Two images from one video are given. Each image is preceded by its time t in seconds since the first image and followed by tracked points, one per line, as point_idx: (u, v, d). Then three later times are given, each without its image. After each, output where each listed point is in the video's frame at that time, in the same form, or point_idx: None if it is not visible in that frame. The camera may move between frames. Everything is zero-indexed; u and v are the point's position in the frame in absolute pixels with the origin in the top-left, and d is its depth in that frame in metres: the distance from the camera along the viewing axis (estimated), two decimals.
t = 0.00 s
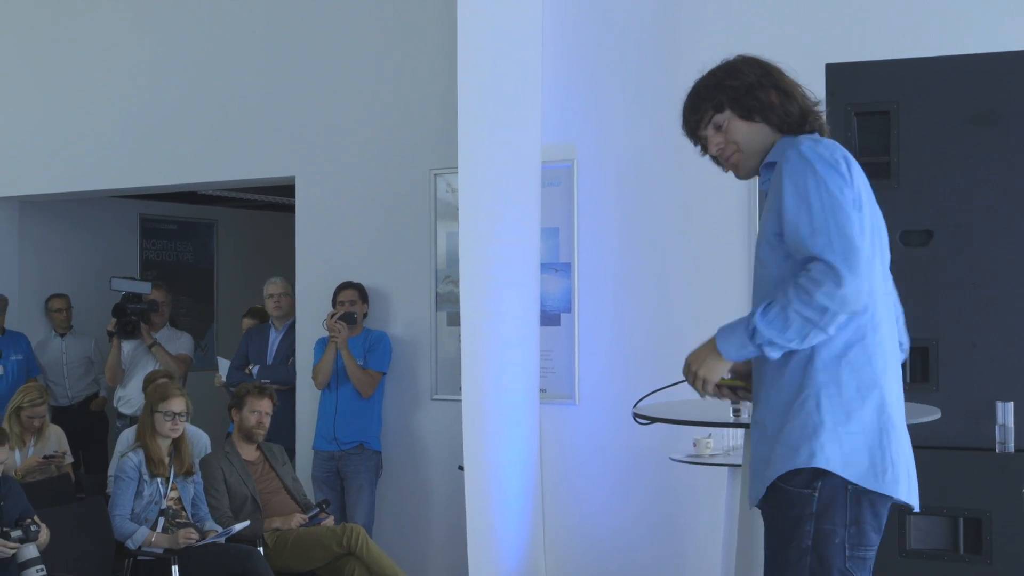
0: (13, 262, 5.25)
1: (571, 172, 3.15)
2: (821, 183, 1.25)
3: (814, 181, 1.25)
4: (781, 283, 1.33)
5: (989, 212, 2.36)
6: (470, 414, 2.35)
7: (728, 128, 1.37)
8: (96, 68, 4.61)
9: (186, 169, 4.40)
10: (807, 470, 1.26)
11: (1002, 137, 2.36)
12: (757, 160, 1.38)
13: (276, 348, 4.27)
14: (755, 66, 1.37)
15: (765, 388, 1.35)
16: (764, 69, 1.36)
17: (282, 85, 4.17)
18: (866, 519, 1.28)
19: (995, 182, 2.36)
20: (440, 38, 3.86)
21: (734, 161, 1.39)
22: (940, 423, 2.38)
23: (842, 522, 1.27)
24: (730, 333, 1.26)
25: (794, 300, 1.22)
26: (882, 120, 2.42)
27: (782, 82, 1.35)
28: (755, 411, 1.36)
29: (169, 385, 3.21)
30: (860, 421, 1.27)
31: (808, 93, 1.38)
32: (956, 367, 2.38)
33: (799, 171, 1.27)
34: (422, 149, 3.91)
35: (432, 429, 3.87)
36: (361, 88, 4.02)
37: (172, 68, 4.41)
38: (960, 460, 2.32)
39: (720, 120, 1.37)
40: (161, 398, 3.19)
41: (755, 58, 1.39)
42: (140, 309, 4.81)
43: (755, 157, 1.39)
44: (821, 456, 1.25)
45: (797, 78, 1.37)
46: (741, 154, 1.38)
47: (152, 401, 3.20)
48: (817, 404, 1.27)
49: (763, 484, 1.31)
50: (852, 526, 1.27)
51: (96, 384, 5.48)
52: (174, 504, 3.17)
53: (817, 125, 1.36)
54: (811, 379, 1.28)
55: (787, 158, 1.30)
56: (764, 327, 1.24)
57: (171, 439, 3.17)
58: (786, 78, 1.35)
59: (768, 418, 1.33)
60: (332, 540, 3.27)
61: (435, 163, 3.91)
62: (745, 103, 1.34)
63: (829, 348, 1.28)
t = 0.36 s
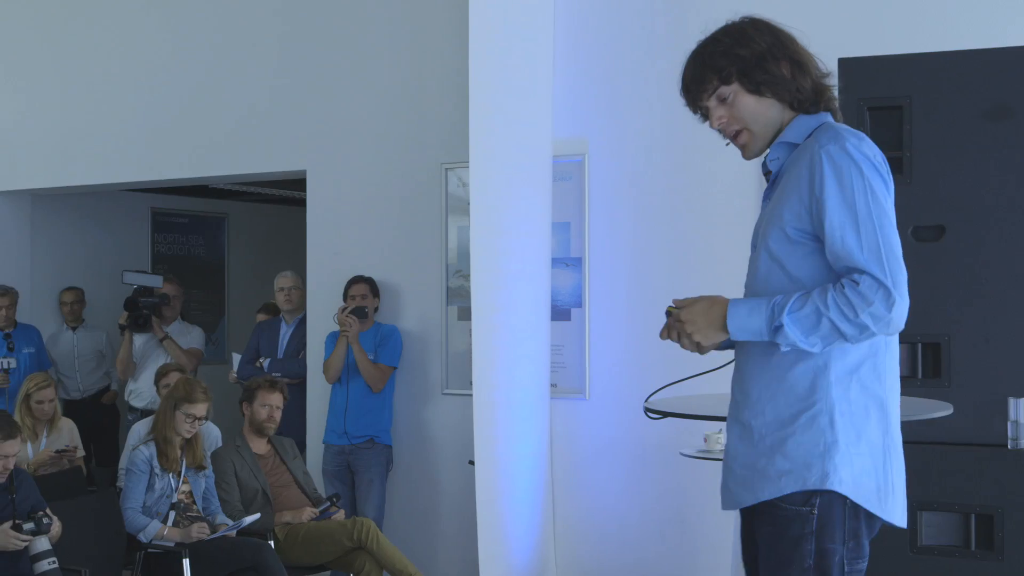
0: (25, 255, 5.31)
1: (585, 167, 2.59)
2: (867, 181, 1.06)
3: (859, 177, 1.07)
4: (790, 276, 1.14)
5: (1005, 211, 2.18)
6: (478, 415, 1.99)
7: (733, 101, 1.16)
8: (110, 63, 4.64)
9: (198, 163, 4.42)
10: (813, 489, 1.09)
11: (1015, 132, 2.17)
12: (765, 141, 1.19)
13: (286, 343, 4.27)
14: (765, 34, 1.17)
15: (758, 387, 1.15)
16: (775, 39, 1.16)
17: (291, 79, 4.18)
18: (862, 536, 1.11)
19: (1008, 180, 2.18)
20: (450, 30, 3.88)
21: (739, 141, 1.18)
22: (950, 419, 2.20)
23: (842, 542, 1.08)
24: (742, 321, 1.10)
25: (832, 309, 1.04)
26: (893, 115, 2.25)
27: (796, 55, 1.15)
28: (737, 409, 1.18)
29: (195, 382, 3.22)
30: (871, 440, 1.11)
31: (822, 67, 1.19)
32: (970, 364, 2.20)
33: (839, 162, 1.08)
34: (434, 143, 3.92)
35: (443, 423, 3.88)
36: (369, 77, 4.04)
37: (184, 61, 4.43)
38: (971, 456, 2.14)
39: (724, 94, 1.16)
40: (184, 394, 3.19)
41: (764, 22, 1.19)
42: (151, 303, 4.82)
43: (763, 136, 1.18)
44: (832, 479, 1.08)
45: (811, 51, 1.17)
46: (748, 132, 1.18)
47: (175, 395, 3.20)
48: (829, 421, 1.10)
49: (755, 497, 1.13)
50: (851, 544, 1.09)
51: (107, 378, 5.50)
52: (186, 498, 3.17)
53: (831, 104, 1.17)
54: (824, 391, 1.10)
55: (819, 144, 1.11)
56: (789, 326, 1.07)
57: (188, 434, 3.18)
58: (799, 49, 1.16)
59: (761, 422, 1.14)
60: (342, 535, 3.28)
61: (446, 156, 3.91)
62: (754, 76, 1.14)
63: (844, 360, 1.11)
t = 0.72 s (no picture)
0: (42, 262, 5.37)
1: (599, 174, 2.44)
2: (870, 185, 0.99)
3: (860, 180, 0.99)
4: (788, 282, 1.07)
5: None
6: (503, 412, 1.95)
7: (725, 96, 1.08)
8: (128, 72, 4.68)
9: (213, 171, 4.44)
10: (818, 509, 1.02)
11: None
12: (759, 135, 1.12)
13: (303, 349, 4.29)
14: (758, 23, 1.09)
15: (754, 398, 1.08)
16: (770, 28, 1.09)
17: (305, 85, 4.20)
18: (876, 551, 1.04)
19: None
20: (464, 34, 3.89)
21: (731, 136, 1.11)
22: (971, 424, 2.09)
23: (861, 561, 1.01)
24: (734, 329, 1.04)
25: (829, 320, 0.98)
26: (909, 119, 2.16)
27: (790, 45, 1.08)
28: (733, 421, 1.11)
29: (214, 389, 3.23)
30: (878, 457, 1.04)
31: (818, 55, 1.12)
32: (989, 369, 2.09)
33: (839, 165, 1.01)
34: (447, 148, 3.93)
35: (459, 428, 3.88)
36: (383, 82, 4.05)
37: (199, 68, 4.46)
38: (990, 461, 2.07)
39: (715, 88, 1.08)
40: (202, 400, 3.20)
41: (756, 7, 1.12)
42: (168, 310, 4.84)
43: (757, 130, 1.11)
44: (835, 500, 1.01)
45: (805, 38, 1.10)
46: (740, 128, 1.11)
47: (193, 402, 3.21)
48: (831, 437, 1.03)
49: (756, 513, 1.06)
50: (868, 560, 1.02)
51: (124, 385, 5.52)
52: (202, 504, 3.18)
53: (828, 96, 1.10)
54: (825, 405, 1.03)
55: (819, 142, 1.03)
56: (784, 336, 1.00)
57: (206, 441, 3.19)
58: (794, 39, 1.08)
59: (758, 436, 1.07)
60: (359, 542, 3.28)
61: (461, 162, 3.91)
62: (748, 71, 1.06)
63: (846, 372, 1.04)
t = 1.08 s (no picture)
0: (58, 272, 5.40)
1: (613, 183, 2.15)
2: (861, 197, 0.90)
3: (851, 185, 0.91)
4: (764, 296, 0.97)
5: None
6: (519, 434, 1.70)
7: (692, 105, 0.99)
8: (146, 83, 4.71)
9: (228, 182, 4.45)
10: (805, 536, 0.92)
11: None
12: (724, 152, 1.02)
13: (317, 359, 4.29)
14: (730, 29, 1.01)
15: (728, 417, 0.98)
16: (740, 37, 1.00)
17: (321, 96, 4.21)
18: None
19: None
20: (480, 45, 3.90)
21: (695, 148, 1.01)
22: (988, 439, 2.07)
23: None
24: (718, 343, 0.93)
25: (821, 334, 0.88)
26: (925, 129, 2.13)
27: (761, 56, 0.99)
28: (703, 440, 1.00)
29: (229, 400, 3.24)
30: (862, 482, 0.95)
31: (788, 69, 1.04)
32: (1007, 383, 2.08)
33: (829, 172, 0.92)
34: (462, 159, 3.94)
35: (473, 439, 3.88)
36: (399, 92, 4.06)
37: (216, 79, 4.48)
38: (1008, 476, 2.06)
39: (681, 94, 0.99)
40: (217, 411, 3.22)
41: (726, 15, 1.03)
42: (183, 320, 4.86)
43: (722, 143, 1.01)
44: (822, 525, 0.92)
45: (775, 52, 1.02)
46: (705, 139, 1.01)
47: (208, 412, 3.23)
48: (816, 459, 0.93)
49: (735, 539, 0.96)
50: None
51: (139, 395, 5.53)
52: (217, 514, 3.18)
53: (796, 112, 1.02)
54: (808, 426, 0.94)
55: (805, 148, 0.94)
56: (773, 351, 0.91)
57: (220, 452, 3.20)
58: (765, 50, 1.00)
59: (734, 458, 0.97)
60: (372, 552, 3.30)
61: (476, 173, 3.92)
62: (718, 76, 0.97)
63: (827, 391, 0.94)
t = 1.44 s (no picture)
0: (80, 281, 5.44)
1: (635, 193, 2.36)
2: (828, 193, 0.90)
3: (820, 184, 0.90)
4: (728, 298, 0.94)
5: None
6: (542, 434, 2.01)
7: (629, 109, 0.96)
8: (168, 93, 4.75)
9: (248, 191, 4.47)
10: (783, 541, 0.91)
11: None
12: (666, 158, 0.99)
13: (337, 368, 4.30)
14: (666, 33, 0.98)
15: (695, 425, 0.95)
16: (678, 39, 0.98)
17: (342, 104, 4.22)
18: None
19: None
20: (500, 52, 3.90)
21: (635, 153, 0.98)
22: (1012, 445, 2.08)
23: None
24: (697, 352, 0.89)
25: (802, 332, 0.87)
26: (947, 139, 2.18)
27: (699, 58, 0.97)
28: (669, 449, 0.97)
29: (249, 408, 3.25)
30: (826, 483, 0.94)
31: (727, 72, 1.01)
32: None
33: (798, 167, 0.90)
34: (480, 168, 3.94)
35: (493, 449, 3.88)
36: (420, 100, 4.06)
37: (237, 89, 4.50)
38: None
39: (619, 99, 0.96)
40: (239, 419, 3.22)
41: (667, 16, 1.00)
42: (203, 329, 4.86)
43: (663, 147, 0.98)
44: (802, 526, 0.91)
45: (714, 53, 0.99)
46: (646, 144, 0.98)
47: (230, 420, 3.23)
48: (790, 460, 0.92)
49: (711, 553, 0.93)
50: None
51: (160, 404, 5.55)
52: (237, 524, 3.19)
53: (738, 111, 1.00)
54: (781, 427, 0.92)
55: (767, 147, 0.93)
56: (753, 357, 0.88)
57: (241, 460, 3.20)
58: (703, 53, 0.98)
59: (706, 466, 0.94)
60: (393, 562, 3.30)
61: (494, 182, 3.92)
62: (656, 79, 0.94)
63: (794, 390, 0.93)
